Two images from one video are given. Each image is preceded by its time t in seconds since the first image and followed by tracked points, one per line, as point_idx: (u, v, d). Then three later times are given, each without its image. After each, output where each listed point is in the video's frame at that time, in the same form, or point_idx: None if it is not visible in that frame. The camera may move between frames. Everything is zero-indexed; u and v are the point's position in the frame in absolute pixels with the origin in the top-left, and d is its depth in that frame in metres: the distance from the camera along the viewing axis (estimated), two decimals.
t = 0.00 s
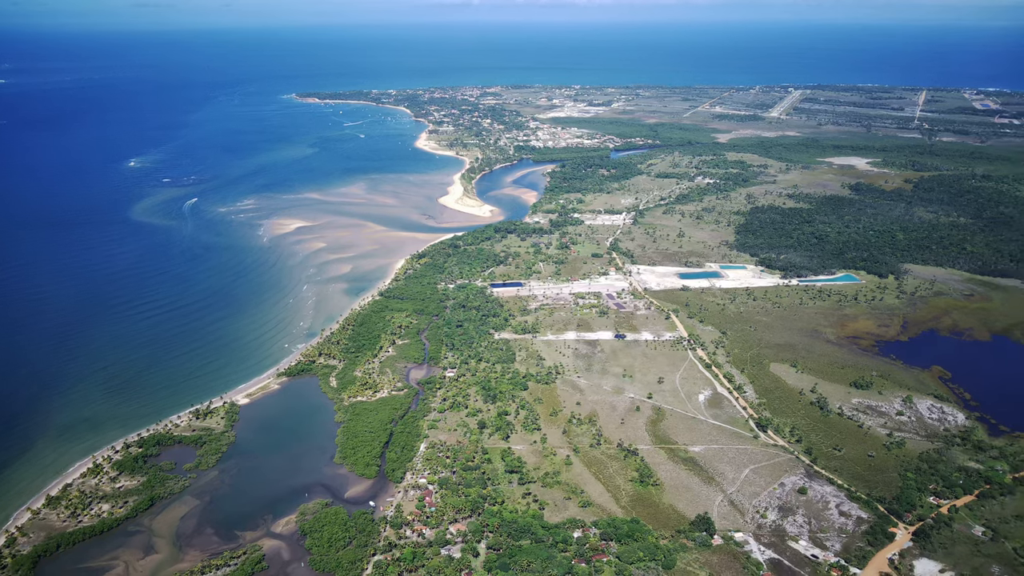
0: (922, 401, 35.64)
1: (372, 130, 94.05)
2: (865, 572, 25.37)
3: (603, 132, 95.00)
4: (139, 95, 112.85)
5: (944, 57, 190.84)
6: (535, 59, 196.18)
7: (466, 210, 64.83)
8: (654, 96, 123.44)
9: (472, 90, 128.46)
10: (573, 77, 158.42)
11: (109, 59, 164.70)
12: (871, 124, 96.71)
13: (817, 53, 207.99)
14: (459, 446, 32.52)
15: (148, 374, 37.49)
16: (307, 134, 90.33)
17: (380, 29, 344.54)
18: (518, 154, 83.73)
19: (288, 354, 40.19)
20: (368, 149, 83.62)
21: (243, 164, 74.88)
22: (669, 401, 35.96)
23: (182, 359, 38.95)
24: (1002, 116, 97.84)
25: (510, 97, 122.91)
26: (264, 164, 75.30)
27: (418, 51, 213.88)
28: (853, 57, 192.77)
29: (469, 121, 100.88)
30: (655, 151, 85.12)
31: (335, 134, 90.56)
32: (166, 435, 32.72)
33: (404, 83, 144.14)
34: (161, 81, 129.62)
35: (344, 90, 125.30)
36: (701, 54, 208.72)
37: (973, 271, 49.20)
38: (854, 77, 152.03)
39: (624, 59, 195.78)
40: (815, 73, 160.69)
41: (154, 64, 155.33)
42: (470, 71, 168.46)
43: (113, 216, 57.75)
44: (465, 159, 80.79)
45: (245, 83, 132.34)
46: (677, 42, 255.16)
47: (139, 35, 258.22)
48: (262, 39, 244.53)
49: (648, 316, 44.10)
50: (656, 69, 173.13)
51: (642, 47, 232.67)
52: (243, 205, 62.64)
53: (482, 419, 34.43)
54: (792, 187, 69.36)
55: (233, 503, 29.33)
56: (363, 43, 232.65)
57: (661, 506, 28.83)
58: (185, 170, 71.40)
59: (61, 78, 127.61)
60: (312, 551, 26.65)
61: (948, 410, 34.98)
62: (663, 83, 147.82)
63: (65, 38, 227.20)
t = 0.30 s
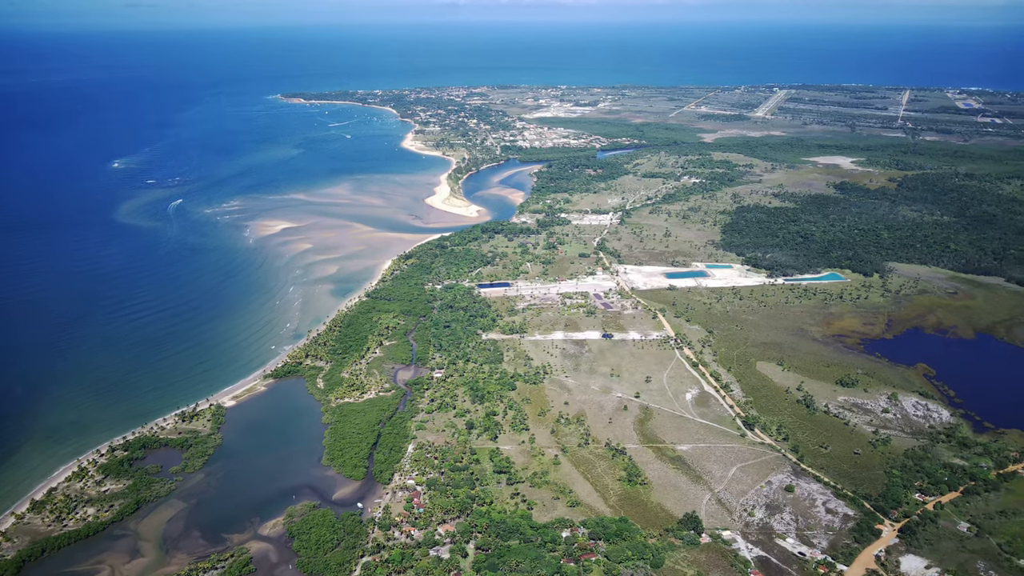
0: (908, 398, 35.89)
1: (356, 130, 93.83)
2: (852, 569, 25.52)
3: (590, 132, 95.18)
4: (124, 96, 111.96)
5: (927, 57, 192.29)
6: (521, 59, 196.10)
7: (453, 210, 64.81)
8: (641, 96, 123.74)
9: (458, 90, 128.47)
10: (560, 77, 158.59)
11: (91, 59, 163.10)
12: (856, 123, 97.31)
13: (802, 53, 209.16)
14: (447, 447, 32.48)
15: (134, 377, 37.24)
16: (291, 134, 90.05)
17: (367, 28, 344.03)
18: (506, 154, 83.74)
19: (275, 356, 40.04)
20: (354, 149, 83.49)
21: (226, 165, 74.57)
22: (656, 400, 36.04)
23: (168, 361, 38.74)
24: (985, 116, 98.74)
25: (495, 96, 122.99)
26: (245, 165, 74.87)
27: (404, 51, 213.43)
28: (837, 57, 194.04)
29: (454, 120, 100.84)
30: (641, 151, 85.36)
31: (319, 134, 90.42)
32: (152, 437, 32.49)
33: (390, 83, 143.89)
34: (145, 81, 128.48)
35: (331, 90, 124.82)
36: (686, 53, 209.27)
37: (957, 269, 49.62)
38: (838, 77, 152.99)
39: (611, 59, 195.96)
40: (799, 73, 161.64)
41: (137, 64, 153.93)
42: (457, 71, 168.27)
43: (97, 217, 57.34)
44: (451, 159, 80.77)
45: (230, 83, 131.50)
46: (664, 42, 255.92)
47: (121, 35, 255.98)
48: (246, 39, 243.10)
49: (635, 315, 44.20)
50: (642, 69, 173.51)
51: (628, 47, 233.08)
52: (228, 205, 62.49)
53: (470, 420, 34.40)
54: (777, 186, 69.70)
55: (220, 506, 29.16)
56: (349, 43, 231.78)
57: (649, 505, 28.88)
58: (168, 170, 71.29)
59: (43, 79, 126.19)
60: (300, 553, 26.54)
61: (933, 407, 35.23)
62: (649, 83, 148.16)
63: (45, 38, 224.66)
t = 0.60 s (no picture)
0: (896, 396, 36.06)
1: (344, 131, 93.52)
2: (841, 566, 25.62)
3: (579, 131, 95.26)
4: (110, 97, 111.09)
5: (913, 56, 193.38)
6: (510, 59, 195.94)
7: (442, 210, 64.76)
8: (629, 96, 123.95)
9: (446, 90, 128.35)
10: (548, 77, 158.65)
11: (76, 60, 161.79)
12: (842, 123, 97.77)
13: (789, 53, 210.00)
14: (437, 448, 32.43)
15: (121, 380, 36.98)
16: (278, 134, 89.62)
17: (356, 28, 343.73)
18: (494, 154, 83.69)
19: (263, 357, 39.87)
20: (342, 150, 83.24)
21: (214, 166, 74.19)
22: (646, 399, 36.10)
23: (155, 364, 38.48)
24: (970, 115, 99.40)
25: (484, 97, 122.92)
26: (233, 166, 74.45)
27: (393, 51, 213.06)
28: (824, 57, 194.89)
29: (443, 120, 100.70)
30: (630, 151, 85.49)
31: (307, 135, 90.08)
32: (140, 440, 32.28)
33: (379, 83, 143.53)
34: (131, 82, 127.50)
35: (321, 91, 124.41)
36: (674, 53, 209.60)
37: (943, 268, 49.93)
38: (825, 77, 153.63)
39: (599, 60, 196.17)
40: (786, 73, 162.36)
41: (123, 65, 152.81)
42: (446, 71, 168.05)
43: (83, 219, 56.92)
44: (439, 159, 80.71)
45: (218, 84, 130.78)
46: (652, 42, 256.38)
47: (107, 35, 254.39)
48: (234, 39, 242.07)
49: (624, 315, 44.25)
50: (630, 69, 173.74)
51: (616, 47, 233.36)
52: (216, 206, 62.28)
53: (460, 420, 34.36)
54: (765, 185, 69.93)
55: (209, 508, 29.00)
56: (337, 44, 231.09)
57: (639, 504, 28.91)
58: (154, 171, 70.85)
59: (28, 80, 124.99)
60: (290, 555, 26.44)
61: (920, 404, 35.41)
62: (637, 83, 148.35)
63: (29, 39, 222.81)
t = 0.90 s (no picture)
0: (882, 394, 36.26)
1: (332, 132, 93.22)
2: (829, 564, 25.72)
3: (566, 132, 95.38)
4: (95, 98, 110.20)
5: (899, 55, 194.50)
6: (497, 59, 195.77)
7: (430, 210, 64.68)
8: (617, 96, 124.18)
9: (434, 90, 128.25)
10: (535, 78, 158.76)
11: (58, 60, 160.03)
12: (828, 122, 98.26)
13: (776, 53, 210.87)
14: (427, 448, 32.38)
15: (107, 383, 36.70)
16: (266, 135, 89.22)
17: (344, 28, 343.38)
18: (482, 154, 83.69)
19: (251, 359, 39.70)
20: (328, 150, 83.01)
21: (201, 167, 73.75)
22: (635, 398, 36.16)
23: (142, 366, 38.23)
24: (954, 114, 100.11)
25: (471, 97, 122.87)
26: (216, 167, 74.02)
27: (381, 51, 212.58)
28: (810, 57, 195.81)
29: (430, 121, 100.58)
30: (618, 151, 85.67)
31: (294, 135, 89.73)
32: (127, 443, 32.06)
33: (367, 83, 143.19)
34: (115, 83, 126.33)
35: (309, 91, 123.94)
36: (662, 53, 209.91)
37: (929, 266, 50.24)
38: (811, 77, 154.38)
39: (586, 60, 196.32)
40: (773, 72, 163.14)
41: (108, 66, 151.47)
42: (433, 71, 167.84)
43: (69, 220, 56.49)
44: (427, 159, 80.62)
45: (204, 85, 129.94)
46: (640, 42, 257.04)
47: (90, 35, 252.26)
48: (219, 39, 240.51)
49: (613, 314, 44.32)
50: (617, 69, 173.96)
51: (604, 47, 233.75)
52: (202, 207, 62.01)
53: (449, 421, 34.32)
54: (752, 185, 70.20)
55: (198, 511, 28.84)
56: (325, 44, 230.25)
57: (629, 503, 28.95)
58: (140, 173, 70.36)
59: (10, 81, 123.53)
60: (279, 557, 26.32)
61: (907, 402, 35.62)
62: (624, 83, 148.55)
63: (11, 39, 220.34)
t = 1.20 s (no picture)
0: (870, 392, 36.45)
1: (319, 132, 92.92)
2: (818, 561, 25.83)
3: (555, 131, 95.47)
4: (81, 99, 109.36)
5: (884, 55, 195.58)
6: (486, 59, 195.55)
7: (419, 210, 64.59)
8: (605, 96, 124.32)
9: (422, 90, 128.10)
10: (523, 77, 158.81)
11: (42, 61, 158.34)
12: (815, 122, 98.72)
13: (763, 53, 211.63)
14: (416, 449, 32.32)
15: (94, 385, 36.45)
16: (254, 136, 88.86)
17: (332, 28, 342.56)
18: (471, 154, 83.66)
19: (239, 360, 39.54)
20: (316, 151, 82.75)
21: (188, 168, 73.30)
22: (624, 398, 36.22)
23: (129, 368, 38.03)
24: (940, 113, 100.76)
25: (459, 97, 122.72)
26: (203, 168, 73.66)
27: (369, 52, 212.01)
28: (797, 57, 196.60)
29: (418, 121, 100.38)
30: (606, 151, 85.77)
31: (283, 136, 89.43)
32: (114, 445, 31.87)
33: (355, 84, 142.86)
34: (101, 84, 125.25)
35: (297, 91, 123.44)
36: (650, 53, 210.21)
37: (915, 265, 50.52)
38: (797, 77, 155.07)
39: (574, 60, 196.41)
40: (761, 72, 163.78)
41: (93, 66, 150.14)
42: (422, 72, 167.56)
43: (54, 222, 56.02)
44: (415, 159, 80.46)
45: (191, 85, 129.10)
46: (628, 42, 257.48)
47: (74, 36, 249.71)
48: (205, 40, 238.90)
49: (602, 314, 44.38)
50: (605, 69, 174.19)
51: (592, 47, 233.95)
52: (189, 207, 61.72)
53: (439, 421, 34.26)
54: (740, 184, 70.44)
55: (186, 513, 28.69)
56: (313, 45, 229.34)
57: (619, 502, 29.00)
58: (126, 174, 69.86)
59: None
60: (268, 560, 26.22)
61: (894, 400, 35.81)
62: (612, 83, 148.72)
63: None
